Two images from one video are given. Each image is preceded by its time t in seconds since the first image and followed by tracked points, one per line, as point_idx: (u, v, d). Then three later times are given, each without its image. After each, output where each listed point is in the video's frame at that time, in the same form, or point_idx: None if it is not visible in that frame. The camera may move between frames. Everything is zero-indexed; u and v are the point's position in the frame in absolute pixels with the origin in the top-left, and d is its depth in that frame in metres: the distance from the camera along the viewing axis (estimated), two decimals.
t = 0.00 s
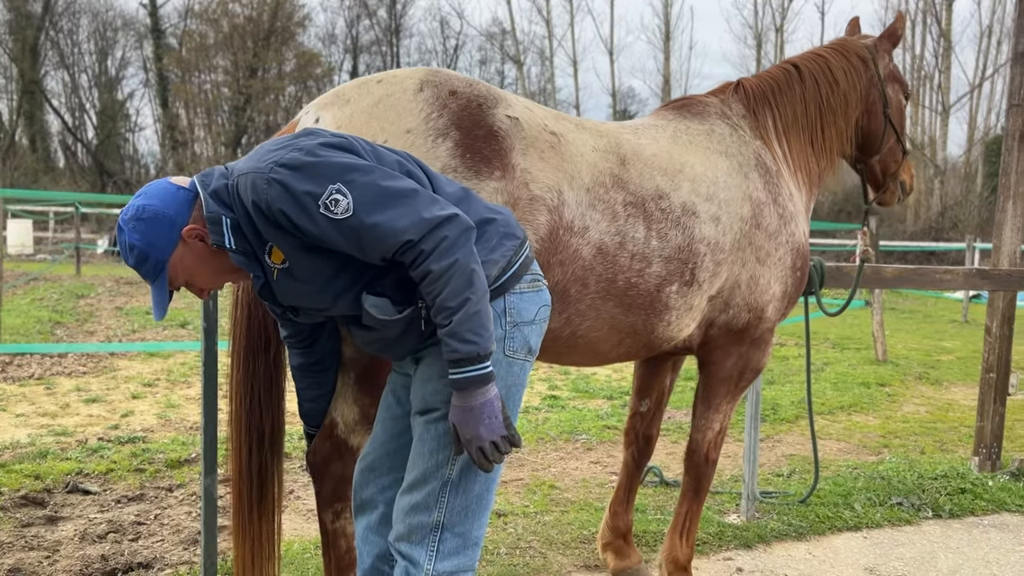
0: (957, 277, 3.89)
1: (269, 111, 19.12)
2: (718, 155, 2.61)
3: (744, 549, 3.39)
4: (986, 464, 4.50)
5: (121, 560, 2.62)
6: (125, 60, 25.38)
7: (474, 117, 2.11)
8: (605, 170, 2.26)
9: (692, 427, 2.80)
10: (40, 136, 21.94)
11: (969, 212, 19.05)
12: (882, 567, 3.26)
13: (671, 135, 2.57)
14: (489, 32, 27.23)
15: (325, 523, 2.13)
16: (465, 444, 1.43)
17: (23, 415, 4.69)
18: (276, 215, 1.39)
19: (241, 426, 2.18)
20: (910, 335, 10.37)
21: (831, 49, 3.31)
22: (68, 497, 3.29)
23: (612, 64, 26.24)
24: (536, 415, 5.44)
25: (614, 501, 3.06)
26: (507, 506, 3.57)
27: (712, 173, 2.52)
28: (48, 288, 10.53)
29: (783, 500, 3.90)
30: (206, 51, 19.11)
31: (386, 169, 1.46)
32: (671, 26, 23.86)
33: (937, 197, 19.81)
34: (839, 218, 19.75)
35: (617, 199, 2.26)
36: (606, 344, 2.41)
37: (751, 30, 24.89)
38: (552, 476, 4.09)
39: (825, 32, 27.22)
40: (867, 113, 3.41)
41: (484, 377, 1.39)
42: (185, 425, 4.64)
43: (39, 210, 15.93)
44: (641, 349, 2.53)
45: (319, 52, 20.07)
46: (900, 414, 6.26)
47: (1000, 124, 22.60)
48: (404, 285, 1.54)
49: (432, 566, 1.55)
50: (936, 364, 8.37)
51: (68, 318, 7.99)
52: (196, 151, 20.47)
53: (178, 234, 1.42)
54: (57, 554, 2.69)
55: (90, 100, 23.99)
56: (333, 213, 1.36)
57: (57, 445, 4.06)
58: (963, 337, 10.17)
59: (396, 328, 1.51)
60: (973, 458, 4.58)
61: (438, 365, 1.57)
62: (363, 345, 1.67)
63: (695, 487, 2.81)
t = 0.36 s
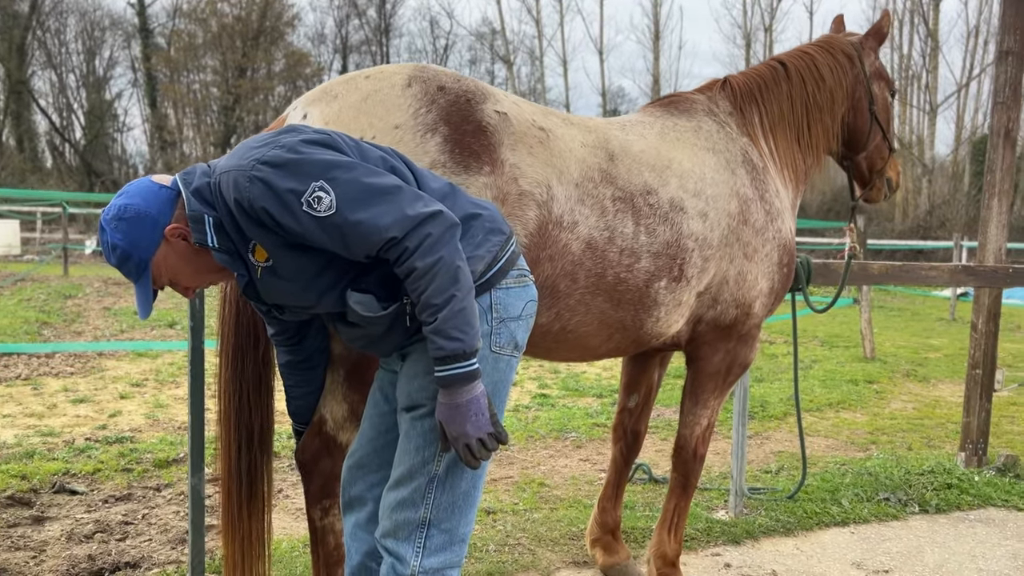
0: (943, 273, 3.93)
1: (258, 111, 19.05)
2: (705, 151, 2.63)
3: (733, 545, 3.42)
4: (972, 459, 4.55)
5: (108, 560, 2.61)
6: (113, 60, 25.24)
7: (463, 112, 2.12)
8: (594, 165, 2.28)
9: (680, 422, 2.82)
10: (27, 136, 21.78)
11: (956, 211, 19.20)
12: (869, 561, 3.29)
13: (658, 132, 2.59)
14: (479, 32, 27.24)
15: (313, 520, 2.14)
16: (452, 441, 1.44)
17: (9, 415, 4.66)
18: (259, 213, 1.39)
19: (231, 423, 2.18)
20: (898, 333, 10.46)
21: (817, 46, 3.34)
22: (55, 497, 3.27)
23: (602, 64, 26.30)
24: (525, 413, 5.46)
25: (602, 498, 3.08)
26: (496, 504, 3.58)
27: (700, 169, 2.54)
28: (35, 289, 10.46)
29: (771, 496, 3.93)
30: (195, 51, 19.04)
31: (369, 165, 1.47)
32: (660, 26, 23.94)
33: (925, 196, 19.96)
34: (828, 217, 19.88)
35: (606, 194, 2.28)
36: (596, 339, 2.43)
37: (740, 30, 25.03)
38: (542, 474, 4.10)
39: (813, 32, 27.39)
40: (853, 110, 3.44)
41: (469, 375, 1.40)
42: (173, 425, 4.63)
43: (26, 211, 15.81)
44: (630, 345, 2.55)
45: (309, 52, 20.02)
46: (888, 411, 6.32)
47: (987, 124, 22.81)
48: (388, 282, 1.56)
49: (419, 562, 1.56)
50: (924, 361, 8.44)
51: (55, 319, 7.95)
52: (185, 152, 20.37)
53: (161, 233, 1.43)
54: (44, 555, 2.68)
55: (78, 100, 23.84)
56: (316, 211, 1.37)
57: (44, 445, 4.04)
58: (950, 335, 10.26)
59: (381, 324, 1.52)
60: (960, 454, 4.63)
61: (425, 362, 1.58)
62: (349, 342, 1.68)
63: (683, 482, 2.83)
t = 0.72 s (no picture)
0: (933, 269, 3.96)
1: (249, 111, 18.98)
2: (698, 147, 2.64)
3: (725, 539, 3.44)
4: (963, 455, 4.59)
5: (101, 559, 2.60)
6: (102, 60, 25.08)
7: (458, 107, 2.13)
8: (588, 160, 2.29)
9: (673, 417, 2.83)
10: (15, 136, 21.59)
11: (946, 209, 19.34)
12: (862, 555, 3.32)
13: (652, 127, 2.60)
14: (471, 32, 27.24)
15: (309, 514, 2.14)
16: (444, 436, 1.44)
17: None
18: (248, 209, 1.39)
19: (225, 419, 2.17)
20: (889, 331, 10.52)
21: (809, 43, 3.36)
22: (46, 497, 3.25)
23: (594, 63, 26.34)
24: (518, 411, 5.46)
25: (596, 493, 3.09)
26: (490, 501, 3.58)
27: (693, 164, 2.56)
28: (24, 289, 10.37)
29: (763, 492, 3.96)
30: (185, 51, 18.96)
31: (358, 160, 1.46)
32: (652, 26, 23.97)
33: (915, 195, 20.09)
34: (819, 216, 19.98)
35: (600, 188, 2.29)
36: (590, 334, 2.44)
37: (731, 30, 25.14)
38: (536, 471, 4.11)
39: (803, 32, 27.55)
40: (845, 106, 3.47)
41: (462, 369, 1.41)
42: (165, 424, 4.60)
43: (15, 211, 15.69)
44: (625, 339, 2.56)
45: (300, 52, 19.98)
46: (879, 408, 6.36)
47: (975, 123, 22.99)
48: (379, 276, 1.55)
49: (411, 556, 1.55)
50: (915, 359, 8.50)
51: (45, 319, 7.89)
52: (175, 152, 20.27)
53: (150, 230, 1.42)
54: (35, 553, 2.67)
55: (67, 100, 23.68)
56: (305, 206, 1.36)
57: (35, 445, 4.01)
58: (940, 333, 10.33)
59: (373, 319, 1.53)
60: (950, 450, 4.67)
61: (416, 356, 1.58)
62: (341, 337, 1.68)
63: (676, 477, 2.84)
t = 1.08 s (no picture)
0: (925, 268, 3.98)
1: (242, 111, 18.95)
2: (693, 147, 2.66)
3: (720, 537, 3.46)
4: (955, 453, 4.62)
5: (97, 558, 2.60)
6: (95, 60, 24.97)
7: (454, 107, 2.14)
8: (583, 160, 2.30)
9: (668, 416, 2.85)
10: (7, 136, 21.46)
11: (939, 209, 19.43)
12: (855, 553, 3.34)
13: (647, 127, 2.61)
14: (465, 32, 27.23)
15: (305, 514, 2.16)
16: (435, 438, 1.46)
17: None
18: (241, 212, 1.39)
19: (222, 419, 2.17)
20: (882, 331, 10.58)
21: (803, 44, 3.38)
22: (41, 496, 3.24)
23: (588, 63, 26.38)
24: (514, 410, 5.47)
25: (591, 491, 3.11)
26: (486, 499, 3.59)
27: (687, 164, 2.57)
28: (17, 289, 10.33)
29: (758, 490, 3.98)
30: (179, 51, 18.90)
31: (350, 163, 1.47)
32: (646, 26, 24.03)
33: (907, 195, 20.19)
34: (812, 216, 20.06)
35: (595, 188, 2.30)
36: (586, 332, 2.45)
37: (724, 30, 25.23)
38: (531, 470, 4.12)
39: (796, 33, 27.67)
40: (838, 107, 3.49)
41: (450, 370, 1.41)
42: (160, 424, 4.60)
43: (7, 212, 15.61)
44: (620, 338, 2.57)
45: (294, 52, 19.95)
46: (872, 407, 6.39)
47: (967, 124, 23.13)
48: (371, 278, 1.57)
49: (385, 554, 1.55)
50: (907, 358, 8.55)
51: (39, 319, 7.86)
52: (168, 152, 20.20)
53: (145, 234, 1.42)
54: (32, 553, 2.66)
55: (59, 100, 23.56)
56: (296, 209, 1.37)
57: (30, 445, 4.00)
58: (933, 333, 10.39)
59: (366, 320, 1.54)
60: (943, 448, 4.70)
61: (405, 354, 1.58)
62: (335, 338, 1.69)
63: (671, 475, 2.86)
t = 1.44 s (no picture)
0: (920, 268, 4.01)
1: (238, 111, 18.96)
2: (688, 146, 2.67)
3: (716, 535, 3.47)
4: (950, 451, 4.65)
5: (96, 557, 2.61)
6: (90, 60, 24.91)
7: (449, 106, 2.15)
8: (578, 159, 2.31)
9: (664, 414, 2.86)
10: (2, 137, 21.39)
11: (934, 209, 19.53)
12: (850, 550, 3.36)
13: (642, 127, 2.63)
14: (460, 32, 27.27)
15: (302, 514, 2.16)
16: (424, 459, 1.46)
17: None
18: (229, 241, 1.40)
19: (217, 415, 2.16)
20: (877, 330, 10.63)
21: (798, 44, 3.40)
22: (39, 496, 3.24)
23: (584, 64, 26.40)
24: (510, 409, 5.49)
25: (588, 489, 3.13)
26: (483, 498, 3.60)
27: (683, 163, 2.59)
28: (14, 290, 10.29)
29: (753, 488, 4.00)
30: (174, 51, 18.90)
31: (337, 189, 1.47)
32: (641, 26, 24.09)
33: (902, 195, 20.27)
34: (808, 215, 20.13)
35: (590, 187, 2.31)
36: (581, 330, 2.47)
37: (719, 31, 25.34)
38: (527, 469, 4.13)
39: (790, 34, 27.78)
40: (834, 107, 3.51)
41: (440, 392, 1.42)
42: (158, 423, 4.60)
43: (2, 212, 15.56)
44: (616, 336, 2.58)
45: (290, 52, 19.98)
46: (868, 405, 6.43)
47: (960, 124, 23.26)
48: (358, 301, 1.58)
49: (339, 558, 1.53)
50: (903, 357, 8.59)
51: (36, 320, 7.85)
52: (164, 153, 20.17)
53: (136, 262, 1.43)
54: (30, 552, 2.66)
55: (54, 100, 23.46)
56: (284, 236, 1.37)
57: (27, 445, 3.99)
58: (929, 332, 10.44)
59: (354, 340, 1.55)
60: (938, 446, 4.73)
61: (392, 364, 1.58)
62: (324, 356, 1.71)
63: (667, 473, 2.87)
